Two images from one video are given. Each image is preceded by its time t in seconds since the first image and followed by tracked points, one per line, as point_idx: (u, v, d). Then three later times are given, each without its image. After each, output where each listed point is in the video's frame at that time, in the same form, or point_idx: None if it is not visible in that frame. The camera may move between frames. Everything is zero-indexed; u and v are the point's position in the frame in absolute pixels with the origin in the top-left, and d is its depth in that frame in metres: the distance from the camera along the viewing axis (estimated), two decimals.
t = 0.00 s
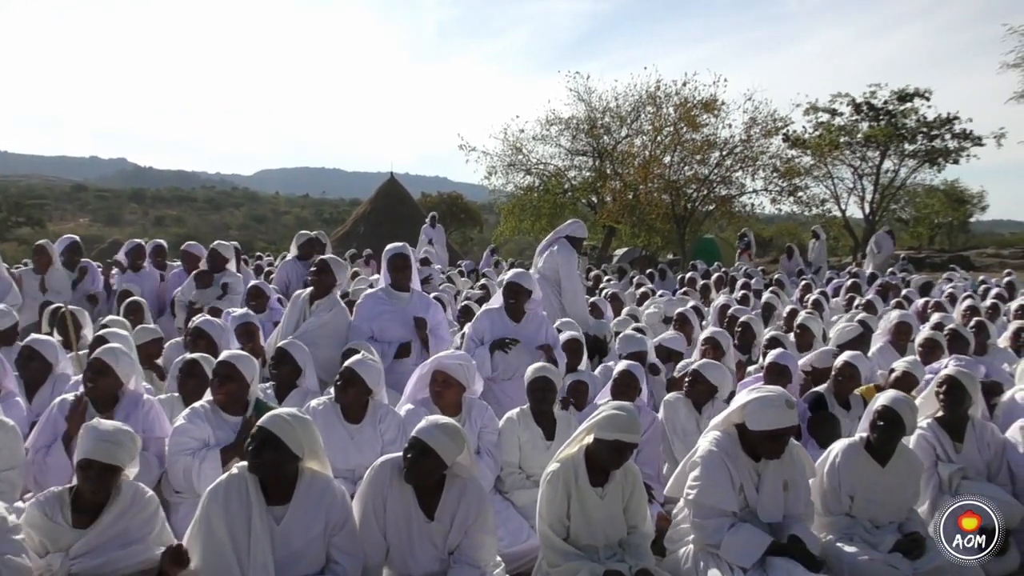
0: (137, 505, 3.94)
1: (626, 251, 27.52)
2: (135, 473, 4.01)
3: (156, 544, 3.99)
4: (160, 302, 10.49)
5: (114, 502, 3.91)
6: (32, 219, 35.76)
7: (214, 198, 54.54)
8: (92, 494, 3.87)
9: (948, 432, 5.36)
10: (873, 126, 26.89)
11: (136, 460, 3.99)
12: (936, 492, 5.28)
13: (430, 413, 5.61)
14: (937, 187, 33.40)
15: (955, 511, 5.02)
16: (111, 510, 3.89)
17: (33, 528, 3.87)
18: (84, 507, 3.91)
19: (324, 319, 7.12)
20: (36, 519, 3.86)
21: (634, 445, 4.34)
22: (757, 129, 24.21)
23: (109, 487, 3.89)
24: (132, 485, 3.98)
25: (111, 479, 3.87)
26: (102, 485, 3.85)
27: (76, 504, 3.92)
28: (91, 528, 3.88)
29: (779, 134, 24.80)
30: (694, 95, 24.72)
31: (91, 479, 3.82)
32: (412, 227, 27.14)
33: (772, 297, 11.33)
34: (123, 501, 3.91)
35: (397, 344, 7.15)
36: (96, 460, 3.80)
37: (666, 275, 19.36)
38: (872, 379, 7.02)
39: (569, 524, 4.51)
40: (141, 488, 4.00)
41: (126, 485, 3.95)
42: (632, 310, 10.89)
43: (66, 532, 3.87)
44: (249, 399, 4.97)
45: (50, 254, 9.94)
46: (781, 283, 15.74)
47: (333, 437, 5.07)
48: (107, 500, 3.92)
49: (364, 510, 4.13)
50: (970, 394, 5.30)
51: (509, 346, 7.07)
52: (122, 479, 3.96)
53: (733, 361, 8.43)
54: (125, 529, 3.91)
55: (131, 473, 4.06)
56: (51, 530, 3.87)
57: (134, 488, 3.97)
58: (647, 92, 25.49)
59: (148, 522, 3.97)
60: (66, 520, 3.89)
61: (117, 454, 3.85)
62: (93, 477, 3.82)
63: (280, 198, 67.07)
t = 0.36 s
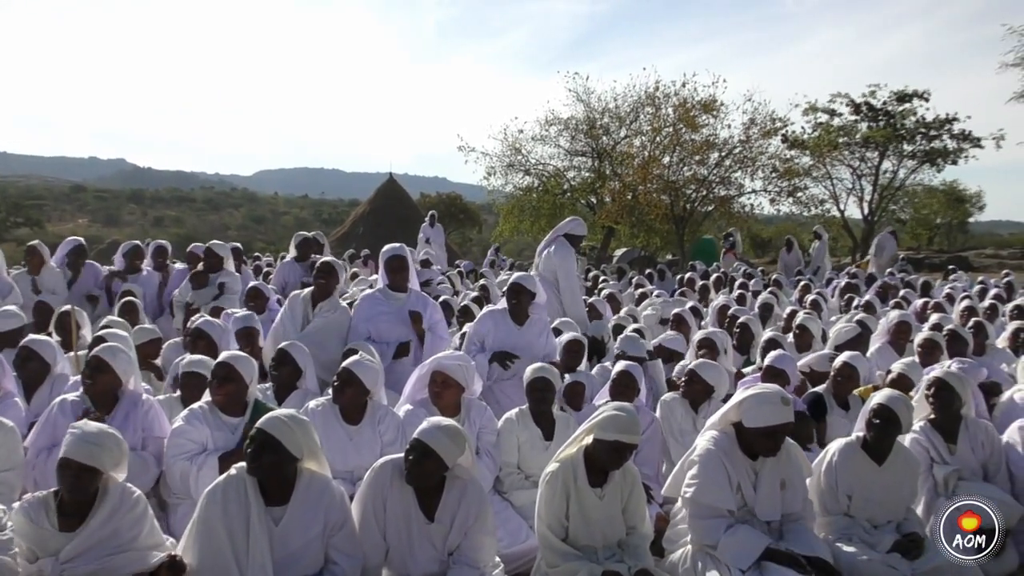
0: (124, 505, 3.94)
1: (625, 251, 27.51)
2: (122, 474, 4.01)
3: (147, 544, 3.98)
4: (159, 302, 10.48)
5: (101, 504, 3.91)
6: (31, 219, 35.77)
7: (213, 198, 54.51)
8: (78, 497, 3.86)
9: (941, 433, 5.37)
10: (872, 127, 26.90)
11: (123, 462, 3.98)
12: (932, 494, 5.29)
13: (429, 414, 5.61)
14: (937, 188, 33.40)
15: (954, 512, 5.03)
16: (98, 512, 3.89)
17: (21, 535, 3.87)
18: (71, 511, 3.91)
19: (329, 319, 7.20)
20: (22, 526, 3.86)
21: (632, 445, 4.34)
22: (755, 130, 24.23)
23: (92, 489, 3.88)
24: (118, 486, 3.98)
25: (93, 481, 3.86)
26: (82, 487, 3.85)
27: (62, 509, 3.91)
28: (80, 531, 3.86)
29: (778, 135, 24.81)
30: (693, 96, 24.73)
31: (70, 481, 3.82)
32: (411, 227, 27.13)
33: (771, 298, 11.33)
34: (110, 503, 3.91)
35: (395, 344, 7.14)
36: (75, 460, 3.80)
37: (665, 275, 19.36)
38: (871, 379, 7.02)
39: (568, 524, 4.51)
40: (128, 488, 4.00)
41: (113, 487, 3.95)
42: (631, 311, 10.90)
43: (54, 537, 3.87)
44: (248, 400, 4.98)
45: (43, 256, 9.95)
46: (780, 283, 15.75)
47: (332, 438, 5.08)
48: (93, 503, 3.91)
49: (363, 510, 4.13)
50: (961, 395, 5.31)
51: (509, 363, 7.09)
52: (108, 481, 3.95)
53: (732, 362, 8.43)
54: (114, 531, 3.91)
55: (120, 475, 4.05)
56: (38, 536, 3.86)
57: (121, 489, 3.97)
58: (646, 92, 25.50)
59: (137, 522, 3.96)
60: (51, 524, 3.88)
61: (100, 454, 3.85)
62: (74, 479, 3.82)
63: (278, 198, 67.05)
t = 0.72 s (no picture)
0: (132, 506, 3.93)
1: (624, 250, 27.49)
2: (130, 476, 4.01)
3: (152, 548, 3.96)
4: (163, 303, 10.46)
5: (107, 505, 3.90)
6: (30, 220, 35.75)
7: (212, 199, 54.46)
8: (86, 496, 3.87)
9: (942, 433, 5.36)
10: (872, 127, 26.90)
11: (131, 465, 4.00)
12: (932, 494, 5.28)
13: (427, 414, 5.60)
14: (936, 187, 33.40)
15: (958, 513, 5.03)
16: (102, 512, 3.88)
17: (29, 533, 3.87)
18: (78, 511, 3.91)
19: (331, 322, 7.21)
20: (30, 525, 3.87)
21: (633, 444, 4.34)
22: (755, 129, 24.22)
23: (99, 490, 3.89)
24: (126, 488, 3.98)
25: (103, 480, 3.87)
26: (91, 487, 3.85)
27: (71, 508, 3.92)
28: (84, 531, 3.86)
29: (777, 135, 24.81)
30: (692, 96, 24.73)
31: (80, 478, 3.83)
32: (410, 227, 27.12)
33: (770, 297, 11.33)
34: (115, 504, 3.90)
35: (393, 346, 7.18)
36: (84, 458, 3.82)
37: (664, 275, 19.34)
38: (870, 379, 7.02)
39: (568, 523, 4.50)
40: (135, 490, 3.99)
41: (121, 488, 3.94)
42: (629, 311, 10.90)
43: (60, 536, 3.86)
44: (248, 400, 4.97)
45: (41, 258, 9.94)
46: (779, 282, 15.74)
47: (331, 438, 5.07)
48: (100, 503, 3.91)
49: (362, 510, 4.13)
50: (962, 396, 5.30)
51: (503, 365, 7.06)
52: (116, 483, 3.95)
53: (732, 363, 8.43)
54: (118, 532, 3.89)
55: (129, 477, 4.06)
56: (45, 534, 3.86)
57: (129, 491, 3.96)
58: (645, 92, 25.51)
59: (143, 525, 3.95)
60: (59, 524, 3.89)
61: (110, 452, 3.87)
62: (83, 477, 3.83)
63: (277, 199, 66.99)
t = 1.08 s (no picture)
0: (138, 511, 3.92)
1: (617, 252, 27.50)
2: (141, 482, 3.99)
3: (153, 554, 3.97)
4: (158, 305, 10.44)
5: (114, 507, 3.89)
6: (22, 222, 35.63)
7: (205, 200, 54.34)
8: (95, 498, 3.85)
9: (938, 432, 5.34)
10: (864, 129, 26.96)
11: (144, 469, 3.97)
12: (927, 493, 5.29)
13: (421, 416, 5.59)
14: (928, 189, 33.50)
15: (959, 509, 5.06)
16: (109, 515, 3.87)
17: (34, 529, 3.86)
18: (85, 510, 3.89)
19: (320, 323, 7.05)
20: (37, 521, 3.86)
21: (627, 447, 4.33)
22: (747, 131, 24.25)
23: (110, 492, 3.86)
24: (135, 494, 3.96)
25: (115, 483, 3.84)
26: (102, 489, 3.83)
27: (79, 507, 3.90)
28: (90, 531, 3.85)
29: (770, 137, 24.87)
30: (685, 98, 24.76)
31: (95, 480, 3.80)
32: (403, 229, 27.09)
33: (763, 299, 11.35)
34: (122, 508, 3.89)
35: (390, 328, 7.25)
36: (102, 458, 3.79)
37: (657, 277, 19.35)
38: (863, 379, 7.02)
39: (561, 525, 4.49)
40: (143, 496, 3.98)
41: (129, 494, 3.93)
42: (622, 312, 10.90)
43: (65, 536, 3.85)
44: (241, 404, 4.95)
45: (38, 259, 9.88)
46: (772, 284, 15.76)
47: (324, 441, 5.07)
48: (108, 505, 3.89)
49: (355, 512, 4.11)
50: (960, 395, 5.28)
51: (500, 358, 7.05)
52: (126, 488, 3.93)
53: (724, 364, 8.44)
54: (122, 536, 3.88)
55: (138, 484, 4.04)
56: (51, 532, 3.85)
57: (137, 496, 3.95)
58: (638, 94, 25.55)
59: (147, 532, 3.95)
60: (66, 523, 3.87)
61: (127, 456, 3.85)
62: (97, 478, 3.80)
63: (270, 200, 66.86)
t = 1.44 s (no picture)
0: (122, 517, 3.89)
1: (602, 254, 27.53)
2: (125, 488, 3.95)
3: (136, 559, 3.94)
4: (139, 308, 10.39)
5: (97, 514, 3.85)
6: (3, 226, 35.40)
7: (188, 203, 54.10)
8: (80, 503, 3.82)
9: (922, 433, 5.37)
10: (846, 132, 27.11)
11: (129, 477, 3.94)
12: (911, 492, 5.35)
13: (405, 419, 5.56)
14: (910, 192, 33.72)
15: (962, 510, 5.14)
16: (92, 521, 3.84)
17: (17, 534, 3.84)
18: (68, 515, 3.87)
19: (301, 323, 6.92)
20: (21, 525, 3.84)
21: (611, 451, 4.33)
22: (731, 134, 24.36)
23: (95, 498, 3.83)
24: (120, 500, 3.92)
25: (99, 488, 3.82)
26: (88, 494, 3.80)
27: (63, 512, 3.88)
28: (73, 537, 3.83)
29: (753, 140, 24.97)
30: (669, 101, 24.84)
31: (81, 484, 3.78)
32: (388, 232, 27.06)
33: (746, 301, 11.40)
34: (106, 514, 3.86)
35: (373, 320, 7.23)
36: (92, 462, 3.76)
37: (641, 280, 19.39)
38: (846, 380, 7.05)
39: (546, 528, 4.49)
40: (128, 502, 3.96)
41: (114, 499, 3.89)
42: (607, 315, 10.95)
43: (48, 540, 3.83)
44: (224, 407, 4.92)
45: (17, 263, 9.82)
46: (756, 286, 15.84)
47: (308, 444, 5.04)
48: (91, 510, 3.86)
49: (340, 517, 4.09)
50: (944, 398, 5.29)
51: (473, 375, 6.99)
52: (111, 494, 3.89)
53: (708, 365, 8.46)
54: (102, 542, 3.84)
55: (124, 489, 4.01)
56: (33, 537, 3.83)
57: (120, 502, 3.90)
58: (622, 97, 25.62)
59: (130, 539, 3.91)
60: (49, 527, 3.85)
61: (114, 461, 3.82)
62: (84, 483, 3.77)
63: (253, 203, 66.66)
